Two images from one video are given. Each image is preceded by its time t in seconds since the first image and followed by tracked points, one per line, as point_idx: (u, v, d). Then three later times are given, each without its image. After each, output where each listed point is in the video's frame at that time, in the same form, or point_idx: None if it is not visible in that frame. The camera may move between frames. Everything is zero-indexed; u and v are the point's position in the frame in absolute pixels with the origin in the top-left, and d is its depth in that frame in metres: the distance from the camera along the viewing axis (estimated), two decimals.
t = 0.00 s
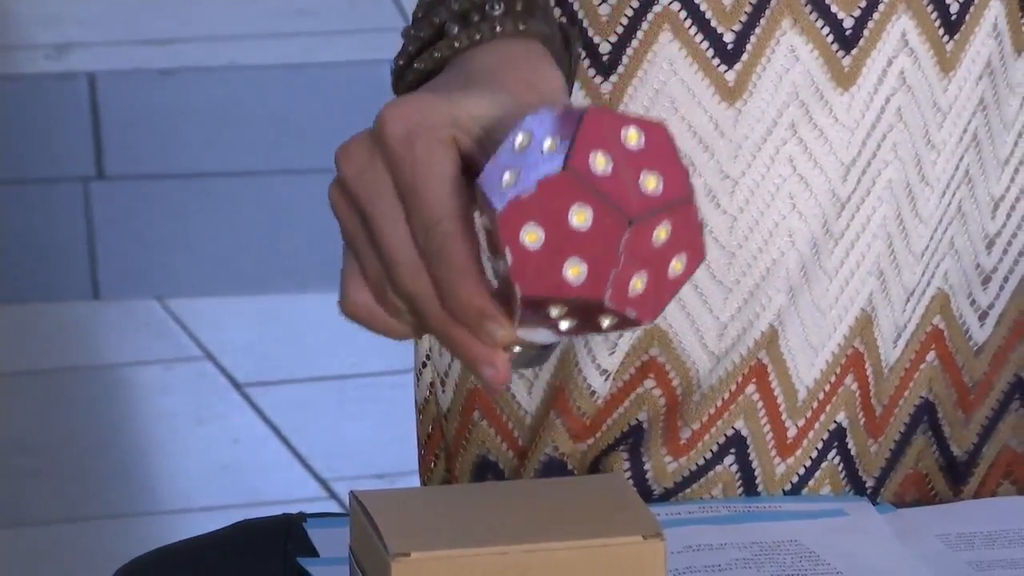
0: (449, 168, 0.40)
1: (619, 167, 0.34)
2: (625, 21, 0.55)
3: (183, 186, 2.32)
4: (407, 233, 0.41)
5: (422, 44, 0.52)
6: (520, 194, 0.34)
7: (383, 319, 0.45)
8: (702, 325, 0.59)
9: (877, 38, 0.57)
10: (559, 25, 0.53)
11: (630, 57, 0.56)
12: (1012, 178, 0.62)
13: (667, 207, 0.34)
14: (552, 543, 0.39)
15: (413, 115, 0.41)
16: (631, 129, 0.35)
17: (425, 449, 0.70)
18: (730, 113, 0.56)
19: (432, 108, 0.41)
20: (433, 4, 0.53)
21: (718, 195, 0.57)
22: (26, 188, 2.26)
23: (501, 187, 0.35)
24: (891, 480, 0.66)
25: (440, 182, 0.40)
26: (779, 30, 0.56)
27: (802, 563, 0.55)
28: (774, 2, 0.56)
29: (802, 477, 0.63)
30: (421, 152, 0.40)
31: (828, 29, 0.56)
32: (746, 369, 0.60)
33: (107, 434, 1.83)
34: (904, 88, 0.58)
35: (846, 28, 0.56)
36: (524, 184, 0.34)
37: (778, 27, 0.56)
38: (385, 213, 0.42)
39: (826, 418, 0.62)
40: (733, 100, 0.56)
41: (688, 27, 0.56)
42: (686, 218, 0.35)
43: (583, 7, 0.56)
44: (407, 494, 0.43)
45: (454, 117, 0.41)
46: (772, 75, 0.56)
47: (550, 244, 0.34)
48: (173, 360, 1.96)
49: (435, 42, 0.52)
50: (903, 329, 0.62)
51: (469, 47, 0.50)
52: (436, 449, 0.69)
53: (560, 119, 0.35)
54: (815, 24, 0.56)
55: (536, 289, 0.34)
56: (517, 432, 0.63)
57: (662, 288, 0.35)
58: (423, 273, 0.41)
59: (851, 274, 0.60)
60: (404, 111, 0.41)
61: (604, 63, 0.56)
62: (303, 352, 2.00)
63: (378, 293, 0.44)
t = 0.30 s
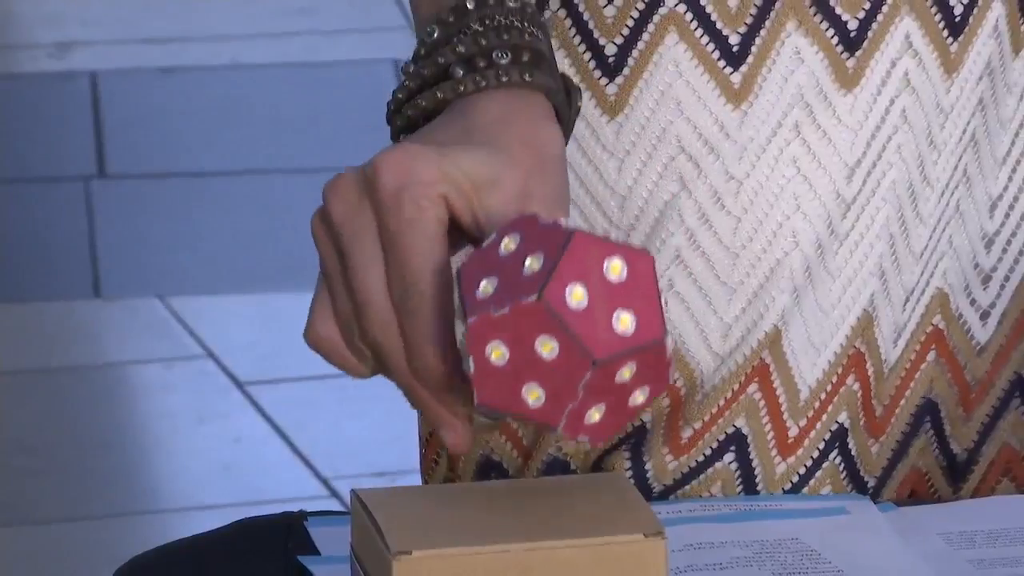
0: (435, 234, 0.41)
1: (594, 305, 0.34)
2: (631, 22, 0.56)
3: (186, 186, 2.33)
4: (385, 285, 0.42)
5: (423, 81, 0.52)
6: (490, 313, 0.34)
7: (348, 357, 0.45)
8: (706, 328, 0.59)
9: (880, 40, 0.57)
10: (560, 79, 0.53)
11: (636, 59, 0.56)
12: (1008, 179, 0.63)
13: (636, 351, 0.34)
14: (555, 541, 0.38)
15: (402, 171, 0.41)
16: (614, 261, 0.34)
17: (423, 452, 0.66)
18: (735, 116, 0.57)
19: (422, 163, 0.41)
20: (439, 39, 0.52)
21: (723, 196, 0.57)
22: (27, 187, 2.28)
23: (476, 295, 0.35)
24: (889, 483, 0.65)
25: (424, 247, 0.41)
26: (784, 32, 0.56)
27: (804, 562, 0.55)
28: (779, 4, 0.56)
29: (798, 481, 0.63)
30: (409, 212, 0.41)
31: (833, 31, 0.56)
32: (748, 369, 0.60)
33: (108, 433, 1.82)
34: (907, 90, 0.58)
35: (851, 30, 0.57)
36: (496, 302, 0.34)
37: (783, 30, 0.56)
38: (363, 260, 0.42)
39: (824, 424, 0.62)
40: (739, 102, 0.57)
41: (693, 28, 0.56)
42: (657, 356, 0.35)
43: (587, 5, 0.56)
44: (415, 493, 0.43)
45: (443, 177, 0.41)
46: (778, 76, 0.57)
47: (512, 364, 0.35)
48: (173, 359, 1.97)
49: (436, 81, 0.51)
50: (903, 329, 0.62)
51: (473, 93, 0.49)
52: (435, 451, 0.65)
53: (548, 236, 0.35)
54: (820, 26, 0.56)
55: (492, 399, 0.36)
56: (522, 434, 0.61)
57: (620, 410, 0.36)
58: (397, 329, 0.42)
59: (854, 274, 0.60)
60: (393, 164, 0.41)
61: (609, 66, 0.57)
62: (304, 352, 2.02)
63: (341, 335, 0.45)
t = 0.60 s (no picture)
0: (442, 259, 0.42)
1: (586, 375, 0.36)
2: (636, 25, 0.56)
3: (186, 176, 2.33)
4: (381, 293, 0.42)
5: (443, 103, 0.50)
6: (485, 358, 0.37)
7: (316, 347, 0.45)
8: (709, 329, 0.60)
9: (885, 41, 0.58)
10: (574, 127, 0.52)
11: (642, 61, 0.57)
12: (1012, 175, 0.62)
13: (615, 430, 0.37)
14: (552, 532, 0.36)
15: (424, 190, 0.42)
16: (616, 337, 0.37)
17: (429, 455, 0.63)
18: (741, 118, 0.57)
19: (444, 188, 0.42)
20: (465, 66, 0.50)
21: (728, 198, 0.58)
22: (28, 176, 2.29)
23: (474, 337, 0.37)
24: (897, 476, 0.65)
25: (428, 270, 0.42)
26: (790, 34, 0.57)
27: (802, 551, 0.55)
28: (785, 6, 0.56)
29: (805, 472, 0.63)
30: (422, 231, 0.42)
31: (839, 33, 0.57)
32: (751, 369, 0.60)
33: (108, 422, 1.82)
34: (913, 91, 0.58)
35: (857, 31, 0.57)
36: (493, 350, 0.37)
37: (789, 32, 0.57)
38: (359, 268, 0.42)
39: (830, 417, 0.62)
40: (744, 104, 0.57)
41: (699, 30, 0.56)
42: (632, 440, 0.37)
43: (593, 6, 0.57)
44: (407, 486, 0.41)
45: (462, 204, 0.43)
46: (784, 78, 0.57)
47: (493, 411, 0.37)
48: (175, 348, 1.98)
49: (457, 107, 0.50)
50: (907, 327, 0.62)
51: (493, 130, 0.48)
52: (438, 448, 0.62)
53: (561, 300, 0.37)
54: (825, 27, 0.57)
55: (465, 441, 0.38)
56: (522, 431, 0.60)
57: (584, 487, 0.38)
58: (380, 345, 0.42)
59: (857, 274, 0.60)
60: (418, 180, 0.42)
61: (615, 67, 0.57)
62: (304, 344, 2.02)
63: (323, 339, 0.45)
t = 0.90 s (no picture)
0: (438, 240, 0.42)
1: (602, 340, 0.36)
2: (625, 10, 0.57)
3: (186, 154, 2.32)
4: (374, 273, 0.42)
5: (436, 98, 0.50)
6: (500, 321, 0.36)
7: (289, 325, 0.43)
8: (704, 316, 0.60)
9: (874, 27, 0.58)
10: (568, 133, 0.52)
11: (630, 46, 0.57)
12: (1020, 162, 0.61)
13: (628, 398, 0.36)
14: (553, 510, 0.35)
15: (425, 174, 0.42)
16: (631, 308, 0.37)
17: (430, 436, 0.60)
18: (730, 104, 0.58)
19: (445, 175, 0.43)
20: (459, 63, 0.50)
21: (717, 185, 0.58)
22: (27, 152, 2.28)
23: (488, 302, 0.37)
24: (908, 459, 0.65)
25: (427, 251, 0.41)
26: (779, 20, 0.57)
27: (802, 528, 0.55)
28: None
29: (810, 447, 0.63)
30: (422, 213, 0.42)
31: (828, 19, 0.57)
32: (747, 355, 0.60)
33: (107, 397, 1.82)
34: (901, 76, 0.58)
35: (845, 18, 0.57)
36: (509, 313, 0.37)
37: (778, 18, 0.57)
38: (354, 251, 0.42)
39: (827, 399, 0.62)
40: (733, 90, 0.57)
41: (688, 16, 0.57)
42: (642, 410, 0.37)
43: None
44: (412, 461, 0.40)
45: (462, 190, 0.43)
46: (772, 65, 0.57)
47: (505, 374, 0.37)
48: (174, 324, 1.99)
49: (451, 103, 0.49)
50: (911, 313, 0.62)
51: (489, 126, 0.48)
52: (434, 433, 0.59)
53: (576, 269, 0.37)
54: (814, 13, 0.57)
55: (474, 404, 0.37)
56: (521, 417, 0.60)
57: (592, 461, 0.38)
58: (373, 325, 0.42)
59: (853, 260, 0.60)
60: (419, 164, 0.43)
61: (603, 52, 0.57)
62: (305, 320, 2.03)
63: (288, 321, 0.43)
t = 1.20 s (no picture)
0: (430, 207, 0.40)
1: (625, 326, 0.36)
2: None
3: (187, 141, 2.35)
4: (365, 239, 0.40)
5: (425, 86, 0.49)
6: (531, 284, 0.36)
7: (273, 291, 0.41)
8: (703, 302, 0.60)
9: (872, 12, 0.58)
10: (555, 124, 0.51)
11: (627, 30, 0.57)
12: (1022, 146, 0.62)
13: (634, 387, 0.37)
14: (550, 493, 0.35)
15: (419, 146, 0.41)
16: (655, 305, 0.37)
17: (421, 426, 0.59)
18: (727, 89, 0.57)
19: (439, 151, 0.42)
20: (448, 51, 0.49)
21: (715, 170, 0.58)
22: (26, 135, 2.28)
23: (520, 267, 0.37)
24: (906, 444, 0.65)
25: (423, 218, 0.40)
26: (777, 6, 0.57)
27: (801, 512, 0.55)
28: None
29: (814, 426, 0.63)
30: (415, 181, 0.41)
31: (826, 4, 0.57)
32: (746, 340, 0.60)
33: (107, 379, 1.83)
34: (901, 60, 0.58)
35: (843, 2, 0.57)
36: (539, 280, 0.37)
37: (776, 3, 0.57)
38: (347, 219, 0.40)
39: (826, 384, 0.62)
40: (730, 75, 0.57)
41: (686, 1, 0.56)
42: (643, 406, 0.37)
43: None
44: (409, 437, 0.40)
45: (455, 168, 0.42)
46: (769, 50, 0.57)
47: (520, 339, 0.36)
48: (174, 307, 2.04)
49: (439, 91, 0.49)
50: (910, 299, 0.62)
51: (477, 114, 0.47)
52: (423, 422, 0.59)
53: (612, 254, 0.38)
54: None
55: (483, 363, 0.36)
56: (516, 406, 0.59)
57: (576, 449, 0.38)
58: (363, 297, 0.40)
59: (852, 245, 0.60)
60: (411, 138, 0.42)
61: (600, 35, 0.57)
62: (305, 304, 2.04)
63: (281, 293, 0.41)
